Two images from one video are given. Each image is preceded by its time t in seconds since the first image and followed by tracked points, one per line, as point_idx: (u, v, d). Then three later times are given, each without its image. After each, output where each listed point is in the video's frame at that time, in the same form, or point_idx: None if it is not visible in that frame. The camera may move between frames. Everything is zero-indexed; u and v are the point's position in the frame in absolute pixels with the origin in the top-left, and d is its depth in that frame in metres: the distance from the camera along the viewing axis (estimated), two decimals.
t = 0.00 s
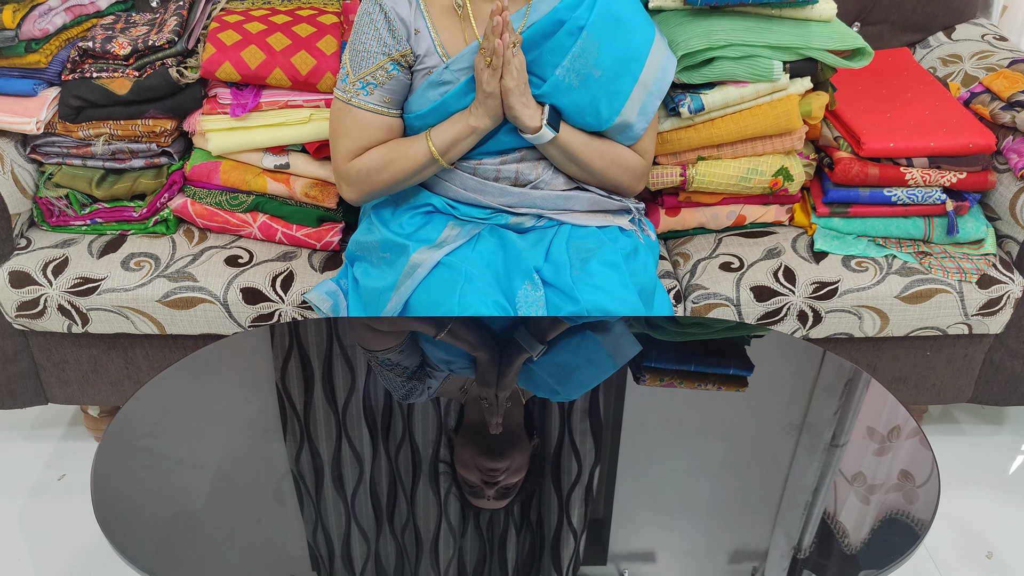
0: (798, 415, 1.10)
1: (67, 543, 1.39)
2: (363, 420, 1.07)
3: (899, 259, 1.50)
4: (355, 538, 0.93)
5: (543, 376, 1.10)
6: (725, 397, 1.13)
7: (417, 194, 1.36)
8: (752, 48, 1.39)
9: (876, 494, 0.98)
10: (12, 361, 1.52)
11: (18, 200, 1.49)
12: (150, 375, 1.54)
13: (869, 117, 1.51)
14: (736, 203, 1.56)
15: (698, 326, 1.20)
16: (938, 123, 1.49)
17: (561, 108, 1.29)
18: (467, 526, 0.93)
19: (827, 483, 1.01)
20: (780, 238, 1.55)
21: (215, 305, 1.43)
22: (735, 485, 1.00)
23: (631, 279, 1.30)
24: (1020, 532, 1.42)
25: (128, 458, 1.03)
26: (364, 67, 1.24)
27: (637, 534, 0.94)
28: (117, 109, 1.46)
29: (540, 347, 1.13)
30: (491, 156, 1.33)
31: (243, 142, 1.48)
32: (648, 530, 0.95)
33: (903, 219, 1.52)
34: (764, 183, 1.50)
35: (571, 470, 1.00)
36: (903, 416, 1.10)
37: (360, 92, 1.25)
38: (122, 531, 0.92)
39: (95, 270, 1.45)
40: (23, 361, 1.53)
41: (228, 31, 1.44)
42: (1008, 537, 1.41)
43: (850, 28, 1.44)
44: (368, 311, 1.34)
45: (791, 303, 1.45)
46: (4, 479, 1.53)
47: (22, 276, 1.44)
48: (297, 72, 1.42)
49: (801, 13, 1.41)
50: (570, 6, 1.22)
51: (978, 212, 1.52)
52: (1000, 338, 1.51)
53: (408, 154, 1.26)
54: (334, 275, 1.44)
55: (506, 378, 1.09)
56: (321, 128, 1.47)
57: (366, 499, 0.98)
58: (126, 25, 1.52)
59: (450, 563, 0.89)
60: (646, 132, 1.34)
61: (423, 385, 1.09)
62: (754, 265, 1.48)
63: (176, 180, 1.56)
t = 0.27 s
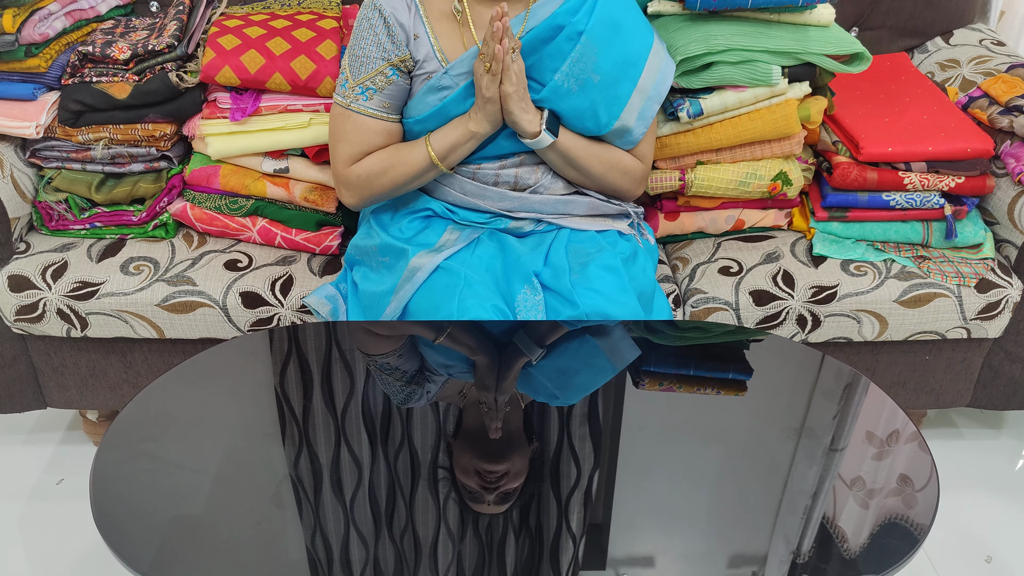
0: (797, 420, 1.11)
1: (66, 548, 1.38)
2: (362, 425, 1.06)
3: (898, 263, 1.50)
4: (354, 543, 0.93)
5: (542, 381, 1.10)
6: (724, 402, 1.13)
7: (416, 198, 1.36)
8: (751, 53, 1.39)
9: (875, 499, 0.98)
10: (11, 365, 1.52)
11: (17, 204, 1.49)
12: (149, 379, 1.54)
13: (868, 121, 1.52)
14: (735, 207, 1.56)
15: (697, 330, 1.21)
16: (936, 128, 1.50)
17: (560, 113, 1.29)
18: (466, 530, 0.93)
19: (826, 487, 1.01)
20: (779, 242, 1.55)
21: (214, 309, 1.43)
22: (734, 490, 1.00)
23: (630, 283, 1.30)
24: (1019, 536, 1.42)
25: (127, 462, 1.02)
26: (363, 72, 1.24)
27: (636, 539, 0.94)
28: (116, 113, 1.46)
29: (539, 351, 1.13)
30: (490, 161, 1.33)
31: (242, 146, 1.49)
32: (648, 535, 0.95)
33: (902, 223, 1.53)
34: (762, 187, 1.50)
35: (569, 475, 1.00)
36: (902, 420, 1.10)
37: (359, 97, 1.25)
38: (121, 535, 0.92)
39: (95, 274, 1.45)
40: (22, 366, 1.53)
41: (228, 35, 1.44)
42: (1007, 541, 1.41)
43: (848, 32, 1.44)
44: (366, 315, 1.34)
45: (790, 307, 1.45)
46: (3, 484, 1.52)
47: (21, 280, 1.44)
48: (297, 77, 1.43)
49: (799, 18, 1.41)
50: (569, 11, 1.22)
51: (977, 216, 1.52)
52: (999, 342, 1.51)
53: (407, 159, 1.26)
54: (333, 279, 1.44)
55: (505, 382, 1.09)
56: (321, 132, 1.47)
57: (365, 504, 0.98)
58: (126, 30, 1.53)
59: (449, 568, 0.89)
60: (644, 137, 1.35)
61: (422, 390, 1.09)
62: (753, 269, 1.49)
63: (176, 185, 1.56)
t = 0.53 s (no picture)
0: (797, 422, 1.10)
1: (64, 551, 1.38)
2: (362, 427, 1.06)
3: (897, 265, 1.50)
4: (353, 546, 0.93)
5: (542, 383, 1.09)
6: (723, 404, 1.13)
7: (415, 201, 1.36)
8: (750, 55, 1.39)
9: (875, 501, 0.98)
10: (9, 368, 1.52)
11: (16, 207, 1.49)
12: (147, 382, 1.54)
13: (866, 124, 1.52)
14: (734, 210, 1.56)
15: (696, 333, 1.21)
16: (934, 130, 1.50)
17: (559, 116, 1.29)
18: (465, 533, 0.92)
19: (825, 489, 1.01)
20: (778, 244, 1.56)
21: (213, 312, 1.43)
22: (734, 492, 1.00)
23: (629, 285, 1.30)
24: (1019, 538, 1.42)
25: (125, 464, 1.02)
26: (362, 74, 1.24)
27: (636, 541, 0.94)
28: (116, 116, 1.46)
29: (539, 353, 1.13)
30: (489, 163, 1.33)
31: (241, 148, 1.49)
32: (647, 537, 0.95)
33: (900, 225, 1.53)
34: (761, 189, 1.50)
35: (569, 477, 1.00)
36: (901, 422, 1.10)
37: (358, 99, 1.25)
38: (119, 538, 0.92)
39: (93, 276, 1.45)
40: (20, 369, 1.53)
41: (227, 38, 1.45)
42: (1007, 543, 1.41)
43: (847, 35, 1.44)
44: (365, 318, 1.33)
45: (789, 309, 1.45)
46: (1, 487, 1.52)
47: (20, 283, 1.43)
48: (295, 79, 1.43)
49: (797, 20, 1.42)
50: (569, 14, 1.22)
51: (975, 218, 1.52)
52: (998, 344, 1.51)
53: (406, 161, 1.26)
54: (332, 281, 1.44)
55: (505, 385, 1.09)
56: (320, 134, 1.47)
57: (363, 507, 0.98)
58: (125, 33, 1.53)
59: (449, 571, 0.89)
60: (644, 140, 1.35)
61: (422, 393, 1.08)
62: (752, 271, 1.49)
63: (174, 188, 1.56)
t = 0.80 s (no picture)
0: (796, 422, 1.10)
1: (63, 552, 1.38)
2: (361, 428, 1.06)
3: (895, 265, 1.50)
4: (352, 547, 0.93)
5: (541, 384, 1.09)
6: (721, 404, 1.12)
7: (413, 202, 1.36)
8: (747, 56, 1.39)
9: (874, 501, 0.98)
10: (7, 369, 1.52)
11: (13, 208, 1.49)
12: (145, 384, 1.54)
13: (864, 124, 1.52)
14: (732, 210, 1.55)
15: (694, 333, 1.21)
16: (932, 130, 1.50)
17: (557, 117, 1.29)
18: (464, 534, 0.92)
19: (825, 489, 1.00)
20: (776, 245, 1.56)
21: (211, 313, 1.43)
22: (733, 492, 1.00)
23: (627, 286, 1.30)
24: (1018, 538, 1.42)
25: (123, 465, 1.02)
26: (361, 75, 1.24)
27: (636, 542, 0.94)
28: (113, 117, 1.46)
29: (538, 354, 1.13)
30: (487, 164, 1.33)
31: (239, 150, 1.49)
32: (647, 538, 0.94)
33: (898, 225, 1.53)
34: (759, 190, 1.50)
35: (568, 478, 1.00)
36: (900, 423, 1.10)
37: (356, 100, 1.25)
38: (117, 539, 0.92)
39: (91, 278, 1.45)
40: (18, 370, 1.53)
41: (224, 39, 1.45)
42: (1006, 543, 1.41)
43: (845, 35, 1.45)
44: (363, 318, 1.33)
45: (787, 309, 1.45)
46: None
47: (18, 284, 1.43)
48: (293, 80, 1.42)
49: (795, 20, 1.42)
50: (568, 15, 1.22)
51: (973, 218, 1.52)
52: (997, 344, 1.51)
53: (405, 162, 1.26)
54: (330, 282, 1.44)
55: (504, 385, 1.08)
56: (317, 136, 1.46)
57: (362, 508, 0.97)
58: (123, 34, 1.53)
59: (448, 572, 0.89)
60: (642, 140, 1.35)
61: (421, 394, 1.08)
62: (750, 272, 1.49)
63: (172, 189, 1.56)
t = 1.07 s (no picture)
0: (795, 423, 1.10)
1: (62, 554, 1.38)
2: (360, 430, 1.06)
3: (894, 267, 1.50)
4: (351, 550, 0.93)
5: (541, 386, 1.09)
6: (720, 406, 1.13)
7: (412, 204, 1.36)
8: (746, 58, 1.39)
9: (874, 503, 0.98)
10: (6, 372, 1.52)
11: (13, 211, 1.49)
12: (144, 386, 1.54)
13: (863, 126, 1.52)
14: (731, 212, 1.56)
15: (694, 335, 1.21)
16: (931, 132, 1.50)
17: (556, 119, 1.29)
18: (464, 537, 0.92)
19: (825, 491, 1.01)
20: (776, 247, 1.56)
21: (210, 315, 1.43)
22: (732, 494, 1.00)
23: (626, 288, 1.30)
24: (1018, 539, 1.42)
25: (122, 468, 1.02)
26: (360, 77, 1.24)
27: (636, 545, 0.94)
28: (112, 120, 1.46)
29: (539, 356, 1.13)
30: (486, 165, 1.33)
31: (238, 152, 1.49)
32: (646, 540, 0.94)
33: (897, 227, 1.53)
34: (758, 192, 1.50)
35: (568, 480, 1.00)
36: (900, 425, 1.10)
37: (356, 102, 1.25)
38: (116, 541, 0.92)
39: (91, 280, 1.45)
40: (17, 373, 1.53)
41: (224, 42, 1.45)
42: (1006, 545, 1.41)
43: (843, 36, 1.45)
44: (362, 320, 1.34)
45: (786, 311, 1.45)
46: None
47: (17, 286, 1.43)
48: (292, 83, 1.43)
49: (795, 22, 1.42)
50: (566, 16, 1.22)
51: (972, 220, 1.53)
52: (996, 345, 1.51)
53: (404, 164, 1.26)
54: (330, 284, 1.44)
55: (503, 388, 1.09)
56: (316, 138, 1.47)
57: (362, 510, 0.97)
58: (122, 37, 1.53)
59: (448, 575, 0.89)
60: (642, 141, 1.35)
61: (420, 395, 1.08)
62: (749, 273, 1.49)
63: (171, 192, 1.56)
